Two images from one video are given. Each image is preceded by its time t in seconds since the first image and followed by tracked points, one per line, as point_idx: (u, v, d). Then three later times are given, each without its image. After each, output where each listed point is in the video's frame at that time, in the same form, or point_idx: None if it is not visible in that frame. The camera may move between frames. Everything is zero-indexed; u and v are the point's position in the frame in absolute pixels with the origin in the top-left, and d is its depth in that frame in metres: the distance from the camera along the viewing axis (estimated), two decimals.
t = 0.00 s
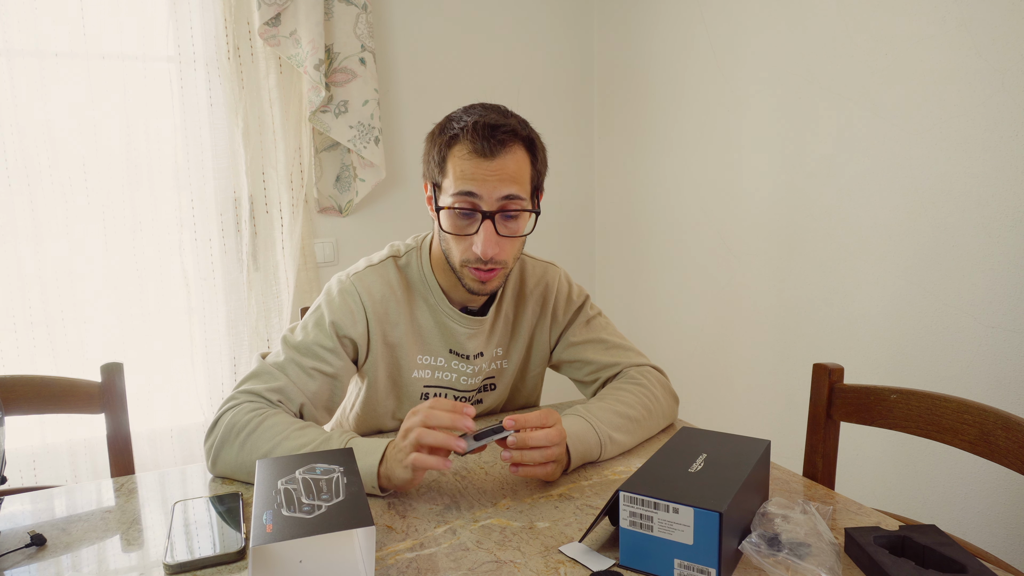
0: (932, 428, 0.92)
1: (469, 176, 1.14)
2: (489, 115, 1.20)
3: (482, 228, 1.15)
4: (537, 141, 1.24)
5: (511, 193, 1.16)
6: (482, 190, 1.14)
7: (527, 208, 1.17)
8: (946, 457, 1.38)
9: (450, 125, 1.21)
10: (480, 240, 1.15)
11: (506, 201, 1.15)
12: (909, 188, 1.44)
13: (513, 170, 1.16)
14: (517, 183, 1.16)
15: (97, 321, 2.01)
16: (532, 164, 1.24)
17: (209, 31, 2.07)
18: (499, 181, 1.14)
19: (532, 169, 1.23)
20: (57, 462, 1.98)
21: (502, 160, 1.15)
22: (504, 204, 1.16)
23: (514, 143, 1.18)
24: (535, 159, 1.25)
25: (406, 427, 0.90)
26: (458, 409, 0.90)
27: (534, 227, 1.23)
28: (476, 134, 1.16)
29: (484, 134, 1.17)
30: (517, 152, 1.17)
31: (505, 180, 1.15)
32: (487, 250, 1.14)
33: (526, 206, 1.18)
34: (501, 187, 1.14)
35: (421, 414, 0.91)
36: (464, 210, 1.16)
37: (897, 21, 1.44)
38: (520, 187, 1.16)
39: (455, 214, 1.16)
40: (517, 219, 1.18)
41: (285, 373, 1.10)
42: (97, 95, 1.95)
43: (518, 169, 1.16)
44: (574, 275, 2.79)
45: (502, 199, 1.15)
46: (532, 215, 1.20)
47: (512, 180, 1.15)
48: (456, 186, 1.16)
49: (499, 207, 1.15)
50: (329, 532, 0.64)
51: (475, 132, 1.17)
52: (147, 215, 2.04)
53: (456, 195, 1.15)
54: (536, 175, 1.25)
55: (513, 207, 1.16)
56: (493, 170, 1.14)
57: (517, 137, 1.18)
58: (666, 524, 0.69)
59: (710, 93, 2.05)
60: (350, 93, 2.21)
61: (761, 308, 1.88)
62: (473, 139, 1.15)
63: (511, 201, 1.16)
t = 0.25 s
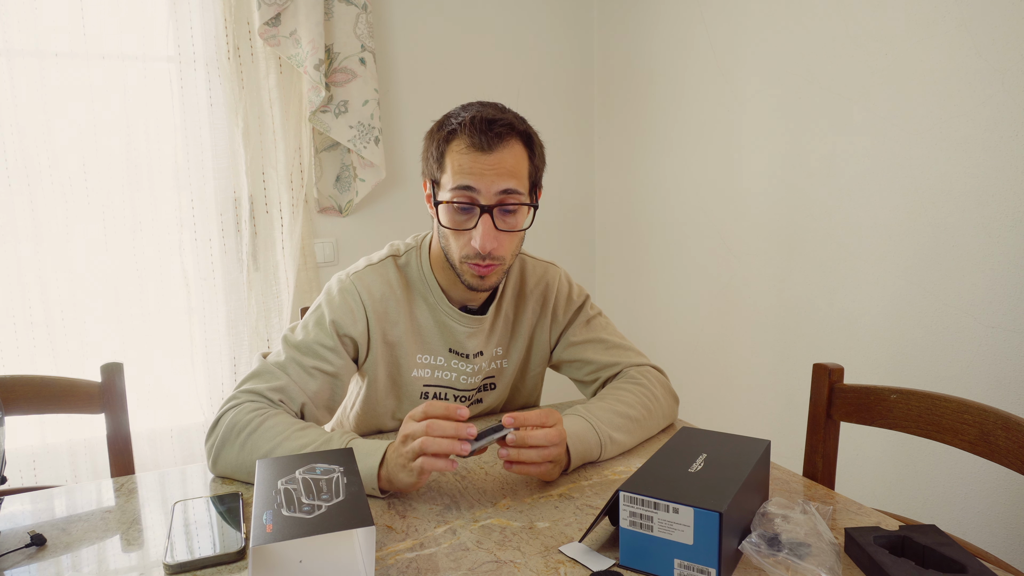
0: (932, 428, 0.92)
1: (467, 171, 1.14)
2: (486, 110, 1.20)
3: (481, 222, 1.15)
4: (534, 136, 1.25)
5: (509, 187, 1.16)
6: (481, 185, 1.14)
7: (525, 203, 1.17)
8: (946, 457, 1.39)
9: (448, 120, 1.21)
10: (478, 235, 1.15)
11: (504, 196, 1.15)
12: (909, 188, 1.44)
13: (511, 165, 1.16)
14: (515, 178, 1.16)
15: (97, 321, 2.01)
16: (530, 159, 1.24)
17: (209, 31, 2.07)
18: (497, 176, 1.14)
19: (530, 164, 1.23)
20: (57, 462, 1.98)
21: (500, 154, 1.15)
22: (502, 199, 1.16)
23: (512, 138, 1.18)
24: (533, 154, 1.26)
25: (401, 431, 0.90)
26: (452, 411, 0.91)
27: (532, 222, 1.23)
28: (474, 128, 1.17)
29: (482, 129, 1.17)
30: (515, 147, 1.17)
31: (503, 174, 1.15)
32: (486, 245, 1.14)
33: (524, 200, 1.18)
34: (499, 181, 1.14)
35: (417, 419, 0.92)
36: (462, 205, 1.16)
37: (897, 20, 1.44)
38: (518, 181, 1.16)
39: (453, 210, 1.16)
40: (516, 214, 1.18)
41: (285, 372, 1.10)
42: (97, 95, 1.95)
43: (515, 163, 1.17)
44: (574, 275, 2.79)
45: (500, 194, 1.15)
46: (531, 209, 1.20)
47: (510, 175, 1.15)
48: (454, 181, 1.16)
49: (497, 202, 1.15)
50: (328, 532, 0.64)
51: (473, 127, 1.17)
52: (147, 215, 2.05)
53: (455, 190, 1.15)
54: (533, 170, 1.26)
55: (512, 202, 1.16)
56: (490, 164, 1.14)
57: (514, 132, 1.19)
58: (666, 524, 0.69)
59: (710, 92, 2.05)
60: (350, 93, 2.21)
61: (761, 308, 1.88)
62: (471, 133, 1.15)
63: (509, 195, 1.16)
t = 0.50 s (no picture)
0: (932, 428, 0.92)
1: (467, 170, 1.14)
2: (487, 110, 1.20)
3: (481, 222, 1.15)
4: (535, 136, 1.24)
5: (510, 187, 1.15)
6: (481, 185, 1.14)
7: (526, 203, 1.17)
8: (946, 457, 1.39)
9: (449, 120, 1.21)
10: (479, 234, 1.14)
11: (505, 196, 1.15)
12: (909, 188, 1.44)
13: (512, 165, 1.16)
14: (515, 178, 1.16)
15: (97, 321, 2.01)
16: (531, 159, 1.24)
17: (209, 30, 2.07)
18: (498, 176, 1.14)
19: (530, 165, 1.23)
20: (57, 462, 1.98)
21: (501, 154, 1.15)
22: (503, 199, 1.15)
23: (513, 138, 1.18)
24: (534, 155, 1.26)
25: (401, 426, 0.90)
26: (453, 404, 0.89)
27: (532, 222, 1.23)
28: (475, 128, 1.16)
29: (483, 129, 1.17)
30: (515, 147, 1.17)
31: (504, 174, 1.15)
32: (486, 244, 1.14)
33: (525, 201, 1.18)
34: (500, 181, 1.14)
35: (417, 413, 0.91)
36: (463, 205, 1.16)
37: (897, 21, 1.44)
38: (519, 181, 1.16)
39: (453, 209, 1.16)
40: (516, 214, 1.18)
41: (285, 373, 1.10)
42: (97, 95, 1.95)
43: (516, 163, 1.16)
44: (574, 275, 2.79)
45: (501, 194, 1.15)
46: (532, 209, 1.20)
47: (511, 175, 1.15)
48: (455, 181, 1.15)
49: (498, 201, 1.15)
50: (328, 532, 0.64)
51: (474, 126, 1.17)
52: (147, 215, 2.05)
53: (455, 190, 1.15)
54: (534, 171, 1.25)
55: (512, 201, 1.15)
56: (491, 164, 1.14)
57: (515, 131, 1.19)
58: (666, 524, 0.69)
59: (710, 92, 2.05)
60: (350, 93, 2.21)
61: (761, 308, 1.88)
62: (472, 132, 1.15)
63: (510, 195, 1.16)
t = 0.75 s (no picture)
0: (932, 428, 0.92)
1: (462, 147, 1.17)
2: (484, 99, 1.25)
3: (475, 199, 1.16)
4: (531, 128, 1.28)
5: (504, 165, 1.17)
6: (476, 161, 1.16)
7: (520, 182, 1.19)
8: (946, 457, 1.39)
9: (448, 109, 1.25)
10: (472, 210, 1.15)
11: (499, 173, 1.17)
12: (909, 189, 1.44)
13: (506, 145, 1.18)
14: (509, 157, 1.18)
15: (97, 321, 2.01)
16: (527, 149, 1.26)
17: (209, 30, 2.07)
18: (491, 152, 1.16)
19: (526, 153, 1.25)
20: (57, 462, 1.98)
21: (494, 135, 1.18)
22: (497, 177, 1.17)
23: (509, 121, 1.21)
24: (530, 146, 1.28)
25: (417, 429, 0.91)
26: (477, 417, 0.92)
27: (527, 208, 1.24)
28: (471, 110, 1.20)
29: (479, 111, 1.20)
30: (510, 129, 1.20)
31: (498, 152, 1.17)
32: (480, 219, 1.14)
33: (519, 181, 1.19)
34: (494, 158, 1.16)
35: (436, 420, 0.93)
36: (457, 182, 1.17)
37: (897, 20, 1.44)
38: (513, 161, 1.18)
39: (447, 186, 1.17)
40: (510, 194, 1.19)
41: (286, 371, 1.10)
42: (97, 95, 1.95)
43: (510, 143, 1.19)
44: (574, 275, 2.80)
45: (495, 171, 1.17)
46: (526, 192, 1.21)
47: (505, 154, 1.17)
48: (450, 159, 1.18)
49: (492, 178, 1.17)
50: (328, 532, 0.64)
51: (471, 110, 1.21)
52: (147, 215, 2.05)
53: (450, 166, 1.17)
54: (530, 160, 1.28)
55: (506, 179, 1.17)
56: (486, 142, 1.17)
57: (511, 116, 1.22)
58: (666, 524, 0.69)
59: (710, 92, 2.05)
60: (350, 93, 2.21)
61: (761, 308, 1.88)
62: (468, 113, 1.19)
63: (504, 174, 1.17)
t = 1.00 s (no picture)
0: (932, 428, 0.92)
1: (452, 139, 1.20)
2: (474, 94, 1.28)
3: (466, 189, 1.18)
4: (521, 121, 1.31)
5: (493, 156, 1.20)
6: (466, 152, 1.19)
7: (511, 173, 1.21)
8: (946, 457, 1.39)
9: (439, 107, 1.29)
10: (465, 200, 1.17)
11: (489, 165, 1.20)
12: (909, 189, 1.44)
13: (495, 135, 1.22)
14: (499, 149, 1.21)
15: (97, 321, 2.01)
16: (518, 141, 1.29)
17: (209, 30, 2.07)
18: (481, 144, 1.20)
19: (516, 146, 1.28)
20: (57, 462, 1.98)
21: (483, 126, 1.21)
22: (488, 168, 1.20)
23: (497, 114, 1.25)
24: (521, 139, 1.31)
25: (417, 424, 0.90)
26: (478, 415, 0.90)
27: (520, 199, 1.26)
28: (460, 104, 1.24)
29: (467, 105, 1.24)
30: (498, 120, 1.23)
31: (488, 143, 1.20)
32: (471, 208, 1.17)
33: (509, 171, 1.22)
34: (484, 149, 1.19)
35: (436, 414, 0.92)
36: (448, 174, 1.20)
37: (897, 21, 1.44)
38: (502, 151, 1.21)
39: (439, 179, 1.20)
40: (501, 184, 1.21)
41: (286, 370, 1.10)
42: (96, 95, 1.95)
43: (499, 136, 1.22)
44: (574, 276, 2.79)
45: (484, 161, 1.19)
46: (518, 184, 1.24)
47: (494, 144, 1.21)
48: (440, 152, 1.21)
49: (482, 168, 1.20)
50: (329, 532, 0.64)
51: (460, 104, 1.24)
52: (147, 214, 2.05)
53: (441, 159, 1.20)
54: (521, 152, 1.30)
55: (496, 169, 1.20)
56: (475, 133, 1.20)
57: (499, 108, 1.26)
58: (666, 524, 0.69)
59: (710, 92, 2.05)
60: (350, 93, 2.21)
61: (761, 308, 1.88)
62: (457, 107, 1.23)
63: (494, 165, 1.20)
